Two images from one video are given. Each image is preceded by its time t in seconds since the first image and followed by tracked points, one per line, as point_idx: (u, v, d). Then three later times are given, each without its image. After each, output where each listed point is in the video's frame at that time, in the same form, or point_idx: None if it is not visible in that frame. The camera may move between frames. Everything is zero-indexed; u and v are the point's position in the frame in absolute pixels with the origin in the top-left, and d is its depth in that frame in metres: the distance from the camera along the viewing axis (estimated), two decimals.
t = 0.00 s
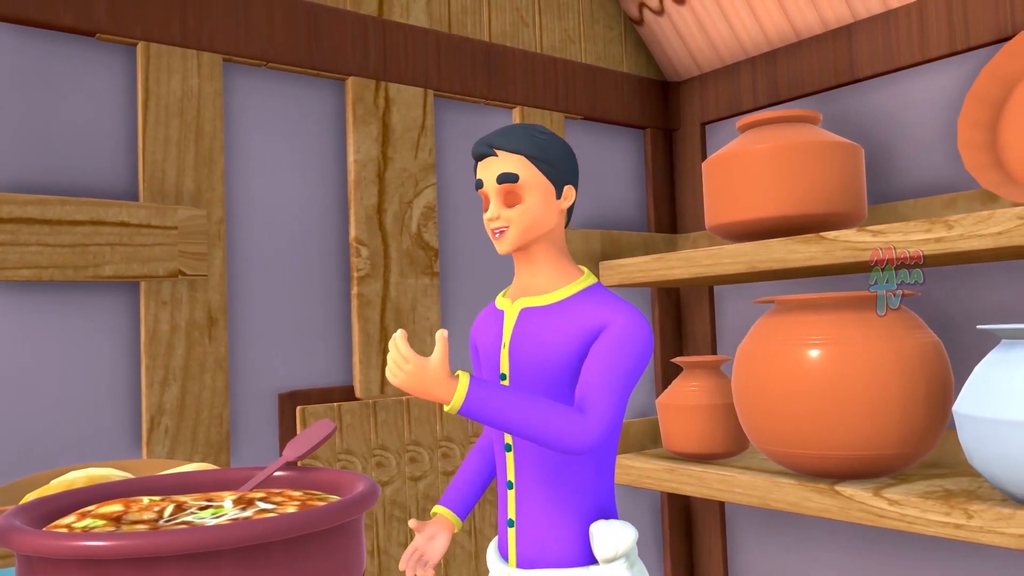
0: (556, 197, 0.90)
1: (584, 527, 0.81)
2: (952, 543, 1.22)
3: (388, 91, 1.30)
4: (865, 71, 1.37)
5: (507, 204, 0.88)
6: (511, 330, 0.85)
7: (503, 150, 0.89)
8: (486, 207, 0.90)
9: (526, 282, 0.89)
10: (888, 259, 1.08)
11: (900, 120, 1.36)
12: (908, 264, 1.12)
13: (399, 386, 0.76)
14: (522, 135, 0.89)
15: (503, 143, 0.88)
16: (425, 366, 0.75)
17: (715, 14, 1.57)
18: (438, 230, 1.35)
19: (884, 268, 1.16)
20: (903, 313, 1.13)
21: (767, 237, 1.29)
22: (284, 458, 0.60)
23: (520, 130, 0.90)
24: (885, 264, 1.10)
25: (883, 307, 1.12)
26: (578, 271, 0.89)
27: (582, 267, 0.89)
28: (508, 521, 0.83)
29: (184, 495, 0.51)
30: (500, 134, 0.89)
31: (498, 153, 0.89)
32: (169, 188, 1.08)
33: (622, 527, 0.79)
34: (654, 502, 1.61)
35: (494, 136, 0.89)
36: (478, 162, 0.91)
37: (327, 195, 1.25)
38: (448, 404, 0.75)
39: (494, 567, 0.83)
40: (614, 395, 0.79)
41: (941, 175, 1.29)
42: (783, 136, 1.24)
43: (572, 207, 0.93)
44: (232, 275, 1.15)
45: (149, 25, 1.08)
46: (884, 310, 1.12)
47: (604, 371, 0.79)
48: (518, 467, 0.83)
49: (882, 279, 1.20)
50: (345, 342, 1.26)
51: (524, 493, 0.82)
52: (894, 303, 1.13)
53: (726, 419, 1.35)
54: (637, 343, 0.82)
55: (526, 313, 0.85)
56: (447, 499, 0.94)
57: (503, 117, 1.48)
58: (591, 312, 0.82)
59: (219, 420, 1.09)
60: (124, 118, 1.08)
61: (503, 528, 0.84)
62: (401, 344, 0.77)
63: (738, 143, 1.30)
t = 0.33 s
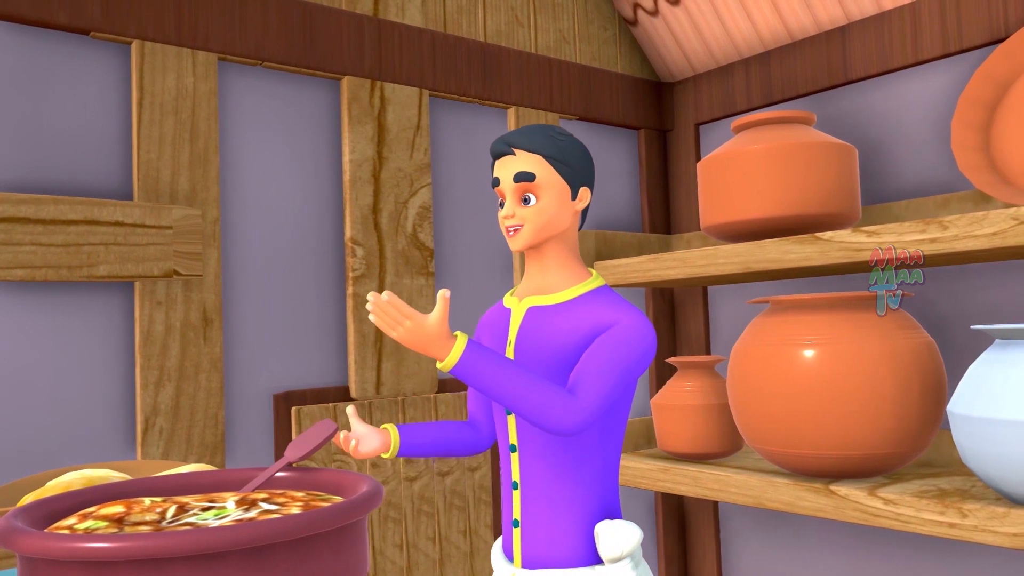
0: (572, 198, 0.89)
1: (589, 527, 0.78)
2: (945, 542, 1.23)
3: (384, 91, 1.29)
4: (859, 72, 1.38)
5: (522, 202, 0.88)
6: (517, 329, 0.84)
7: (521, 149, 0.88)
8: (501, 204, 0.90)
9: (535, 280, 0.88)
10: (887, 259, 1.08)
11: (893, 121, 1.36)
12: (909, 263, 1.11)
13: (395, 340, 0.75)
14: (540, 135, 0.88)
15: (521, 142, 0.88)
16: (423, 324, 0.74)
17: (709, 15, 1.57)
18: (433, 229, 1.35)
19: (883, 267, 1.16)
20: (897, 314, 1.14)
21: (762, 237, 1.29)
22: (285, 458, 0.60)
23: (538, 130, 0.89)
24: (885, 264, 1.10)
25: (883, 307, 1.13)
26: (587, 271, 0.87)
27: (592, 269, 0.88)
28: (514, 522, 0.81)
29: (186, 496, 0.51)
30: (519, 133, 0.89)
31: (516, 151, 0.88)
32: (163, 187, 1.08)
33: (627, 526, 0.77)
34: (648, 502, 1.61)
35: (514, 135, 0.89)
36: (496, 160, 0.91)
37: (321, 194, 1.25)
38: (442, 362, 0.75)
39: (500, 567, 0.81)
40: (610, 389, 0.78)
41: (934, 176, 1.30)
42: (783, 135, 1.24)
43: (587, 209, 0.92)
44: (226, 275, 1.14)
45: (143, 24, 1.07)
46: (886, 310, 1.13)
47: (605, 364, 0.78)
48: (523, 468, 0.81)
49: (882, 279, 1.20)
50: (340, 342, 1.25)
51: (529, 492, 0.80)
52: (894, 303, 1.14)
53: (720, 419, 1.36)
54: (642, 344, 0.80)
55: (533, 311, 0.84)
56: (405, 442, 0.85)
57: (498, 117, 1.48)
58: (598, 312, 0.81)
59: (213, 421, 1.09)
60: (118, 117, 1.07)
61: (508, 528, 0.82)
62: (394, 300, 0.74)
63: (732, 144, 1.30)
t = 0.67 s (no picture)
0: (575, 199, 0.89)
1: (594, 526, 0.78)
2: (938, 541, 1.23)
3: (378, 91, 1.29)
4: (852, 73, 1.39)
5: (524, 202, 0.87)
6: (520, 332, 0.84)
7: (524, 150, 0.88)
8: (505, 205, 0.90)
9: (538, 281, 0.88)
10: (887, 259, 1.08)
11: (885, 123, 1.37)
12: (908, 265, 1.12)
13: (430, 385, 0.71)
14: (543, 136, 0.88)
15: (524, 143, 0.87)
16: (456, 359, 0.71)
17: (703, 16, 1.57)
18: (428, 229, 1.35)
19: (884, 268, 1.15)
20: (890, 314, 1.14)
21: (756, 238, 1.30)
22: (286, 458, 0.60)
23: (542, 131, 0.89)
24: (885, 265, 1.11)
25: (883, 307, 1.14)
26: (590, 271, 0.87)
27: (595, 269, 0.88)
28: (518, 521, 0.80)
29: (185, 498, 0.51)
30: (522, 134, 0.88)
31: (519, 153, 0.88)
32: (157, 187, 1.07)
33: (632, 526, 0.77)
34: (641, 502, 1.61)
35: (517, 136, 0.89)
36: (500, 161, 0.91)
37: (315, 194, 1.25)
38: (481, 393, 0.72)
39: (504, 566, 0.81)
40: (627, 405, 0.78)
41: (926, 177, 1.31)
42: (779, 136, 1.25)
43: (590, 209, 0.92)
44: (220, 276, 1.14)
45: (137, 22, 1.06)
46: (886, 310, 1.14)
47: (622, 380, 0.77)
48: (528, 468, 0.81)
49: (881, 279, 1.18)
50: (335, 343, 1.25)
51: (533, 493, 0.80)
52: (893, 303, 1.14)
53: (714, 419, 1.36)
54: (646, 346, 0.79)
55: (535, 312, 0.84)
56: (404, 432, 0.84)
57: (492, 117, 1.48)
58: (602, 316, 0.80)
59: (207, 422, 1.08)
60: (111, 116, 1.07)
61: (512, 528, 0.81)
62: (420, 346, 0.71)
63: (726, 145, 1.31)
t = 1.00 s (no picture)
0: (563, 200, 0.87)
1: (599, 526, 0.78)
2: (931, 540, 1.24)
3: (374, 90, 1.29)
4: (846, 73, 1.39)
5: (512, 208, 0.86)
6: (521, 335, 0.83)
7: (508, 156, 0.86)
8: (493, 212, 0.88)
9: (535, 283, 0.86)
10: (887, 259, 1.08)
11: (879, 124, 1.38)
12: (908, 264, 1.10)
13: None
14: (526, 141, 0.86)
15: (508, 149, 0.85)
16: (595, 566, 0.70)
17: (697, 17, 1.58)
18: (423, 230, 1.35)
19: (883, 268, 1.15)
20: (883, 314, 1.14)
21: (750, 238, 1.30)
22: (286, 459, 0.60)
23: (524, 135, 0.87)
24: (885, 265, 1.11)
25: (883, 307, 1.15)
26: (588, 271, 0.85)
27: (592, 268, 0.86)
28: (523, 520, 0.80)
29: (184, 499, 0.51)
30: (505, 140, 0.86)
31: (504, 159, 0.86)
32: (152, 186, 1.07)
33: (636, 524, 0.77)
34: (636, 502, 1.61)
35: (500, 142, 0.87)
36: (485, 167, 0.89)
37: (310, 194, 1.24)
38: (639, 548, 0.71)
39: (509, 565, 0.81)
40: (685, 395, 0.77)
41: (920, 178, 1.31)
42: (773, 137, 1.25)
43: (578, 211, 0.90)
44: (215, 276, 1.13)
45: (132, 21, 1.06)
46: (886, 310, 1.16)
47: (665, 386, 0.77)
48: (533, 467, 0.80)
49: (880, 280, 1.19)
50: (330, 343, 1.25)
51: (539, 493, 0.79)
52: (892, 302, 1.15)
53: (709, 419, 1.36)
54: (655, 342, 0.78)
55: (536, 316, 0.83)
56: (450, 493, 0.87)
57: (487, 117, 1.48)
58: (604, 317, 0.79)
59: (202, 422, 1.08)
60: (106, 115, 1.06)
61: (517, 526, 0.81)
62: None
63: (720, 146, 1.31)
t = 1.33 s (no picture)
0: (556, 203, 0.87)
1: (601, 526, 0.78)
2: (924, 539, 1.25)
3: (368, 90, 1.29)
4: (839, 75, 1.40)
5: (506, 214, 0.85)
6: (522, 336, 0.83)
7: (500, 160, 0.86)
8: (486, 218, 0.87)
9: (533, 284, 0.86)
10: (888, 259, 1.08)
11: (872, 126, 1.38)
12: (908, 264, 1.11)
13: None
14: (519, 144, 0.86)
15: (500, 154, 0.85)
16: None
17: (691, 17, 1.58)
18: (417, 230, 1.34)
19: (883, 269, 1.17)
20: (876, 313, 1.15)
21: (744, 239, 1.30)
22: (287, 460, 0.59)
23: (516, 138, 0.87)
24: (884, 265, 1.11)
25: (882, 306, 1.18)
26: (584, 271, 0.85)
27: (588, 268, 0.86)
28: (524, 521, 0.80)
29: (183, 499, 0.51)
30: (497, 144, 0.86)
31: (497, 163, 0.86)
32: (146, 186, 1.06)
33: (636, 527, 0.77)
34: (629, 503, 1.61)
35: (492, 146, 0.86)
36: (476, 173, 0.88)
37: (304, 194, 1.24)
38: None
39: (510, 566, 0.81)
40: (676, 397, 0.77)
41: (913, 179, 1.32)
42: (767, 138, 1.26)
43: (570, 214, 0.90)
44: (209, 275, 1.13)
45: (126, 19, 1.05)
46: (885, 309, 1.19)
47: (659, 385, 0.77)
48: (535, 468, 0.80)
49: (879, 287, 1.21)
50: (324, 343, 1.24)
51: (540, 493, 0.79)
52: (891, 302, 1.18)
53: (703, 419, 1.36)
54: (656, 339, 0.78)
55: (536, 317, 0.83)
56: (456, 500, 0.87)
57: (481, 117, 1.48)
58: (604, 315, 0.79)
59: (196, 423, 1.07)
60: (100, 115, 1.06)
61: (518, 526, 0.81)
62: None
63: (714, 147, 1.31)
